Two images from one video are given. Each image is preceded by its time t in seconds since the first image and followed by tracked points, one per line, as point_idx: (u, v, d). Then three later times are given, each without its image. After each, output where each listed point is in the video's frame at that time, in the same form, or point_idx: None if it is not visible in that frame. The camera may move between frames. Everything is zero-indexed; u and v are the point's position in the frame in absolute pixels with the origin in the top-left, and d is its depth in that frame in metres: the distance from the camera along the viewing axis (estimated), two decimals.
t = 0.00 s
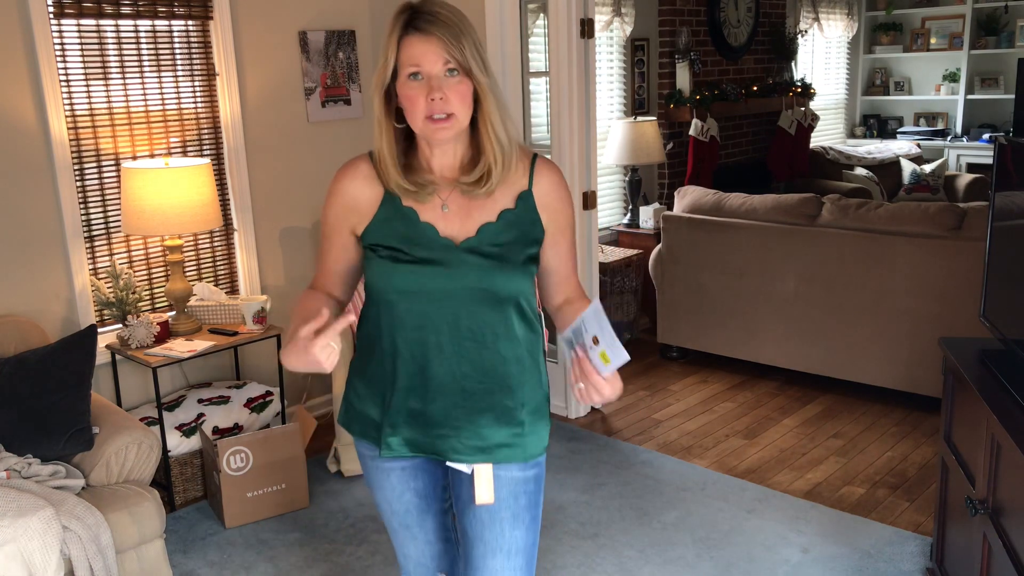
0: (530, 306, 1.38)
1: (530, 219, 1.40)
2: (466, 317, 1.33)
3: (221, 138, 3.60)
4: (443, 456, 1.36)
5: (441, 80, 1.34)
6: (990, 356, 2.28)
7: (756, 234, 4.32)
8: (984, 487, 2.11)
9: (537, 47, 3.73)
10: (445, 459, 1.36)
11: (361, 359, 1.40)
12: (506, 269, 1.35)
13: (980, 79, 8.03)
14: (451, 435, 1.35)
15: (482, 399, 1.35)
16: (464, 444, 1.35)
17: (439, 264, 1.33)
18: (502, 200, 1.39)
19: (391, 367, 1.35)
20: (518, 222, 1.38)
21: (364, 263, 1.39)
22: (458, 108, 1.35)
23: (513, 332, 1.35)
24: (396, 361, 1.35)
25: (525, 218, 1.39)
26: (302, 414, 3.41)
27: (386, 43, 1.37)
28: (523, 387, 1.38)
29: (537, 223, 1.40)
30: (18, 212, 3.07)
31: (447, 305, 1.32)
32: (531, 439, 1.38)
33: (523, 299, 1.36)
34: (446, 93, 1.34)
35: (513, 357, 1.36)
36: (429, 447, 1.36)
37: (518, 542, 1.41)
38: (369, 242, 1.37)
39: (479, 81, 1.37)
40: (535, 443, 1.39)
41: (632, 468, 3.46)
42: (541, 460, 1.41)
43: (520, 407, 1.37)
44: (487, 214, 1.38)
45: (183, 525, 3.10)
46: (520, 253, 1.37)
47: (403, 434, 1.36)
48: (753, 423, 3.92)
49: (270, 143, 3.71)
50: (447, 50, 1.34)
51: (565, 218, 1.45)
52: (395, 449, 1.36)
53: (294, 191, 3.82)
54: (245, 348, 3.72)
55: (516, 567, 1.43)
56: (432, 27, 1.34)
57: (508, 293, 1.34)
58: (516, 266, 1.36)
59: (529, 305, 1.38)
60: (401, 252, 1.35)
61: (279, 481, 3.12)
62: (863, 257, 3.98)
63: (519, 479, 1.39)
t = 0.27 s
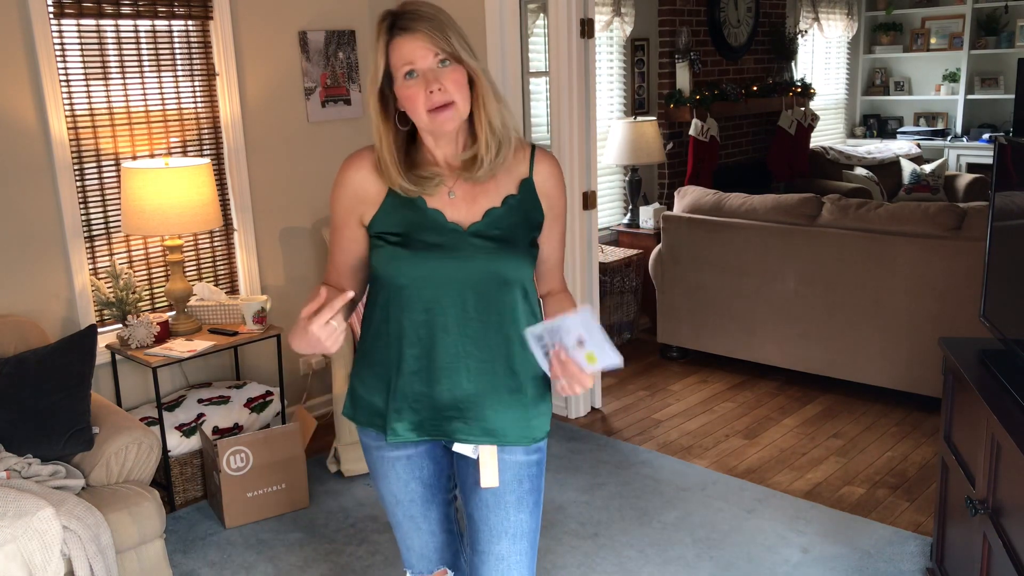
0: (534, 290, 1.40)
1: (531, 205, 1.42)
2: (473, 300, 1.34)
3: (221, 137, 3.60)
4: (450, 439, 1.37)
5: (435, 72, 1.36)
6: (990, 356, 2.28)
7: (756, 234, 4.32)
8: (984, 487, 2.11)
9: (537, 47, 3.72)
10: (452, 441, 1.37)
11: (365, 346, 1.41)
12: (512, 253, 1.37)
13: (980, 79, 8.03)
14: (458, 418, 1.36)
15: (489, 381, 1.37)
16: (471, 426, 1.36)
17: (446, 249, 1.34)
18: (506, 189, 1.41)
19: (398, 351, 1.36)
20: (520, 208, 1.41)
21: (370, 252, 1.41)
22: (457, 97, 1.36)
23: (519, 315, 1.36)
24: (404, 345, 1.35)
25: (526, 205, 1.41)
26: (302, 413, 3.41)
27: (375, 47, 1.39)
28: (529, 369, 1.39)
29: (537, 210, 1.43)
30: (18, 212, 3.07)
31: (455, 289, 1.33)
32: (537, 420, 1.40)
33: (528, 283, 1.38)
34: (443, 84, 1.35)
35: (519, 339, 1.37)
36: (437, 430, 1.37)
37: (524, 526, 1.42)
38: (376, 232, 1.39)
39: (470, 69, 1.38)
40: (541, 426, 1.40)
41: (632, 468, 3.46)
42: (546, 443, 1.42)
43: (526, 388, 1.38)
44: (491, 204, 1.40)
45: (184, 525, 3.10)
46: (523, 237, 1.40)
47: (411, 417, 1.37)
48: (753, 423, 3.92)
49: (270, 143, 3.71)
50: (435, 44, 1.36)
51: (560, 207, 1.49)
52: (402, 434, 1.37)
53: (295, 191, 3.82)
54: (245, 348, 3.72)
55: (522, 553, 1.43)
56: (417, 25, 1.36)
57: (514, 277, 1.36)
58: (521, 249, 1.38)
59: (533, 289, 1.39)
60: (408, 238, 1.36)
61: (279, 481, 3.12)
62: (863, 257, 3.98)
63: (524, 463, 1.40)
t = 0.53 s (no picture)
0: (536, 289, 1.41)
1: (534, 205, 1.42)
2: (477, 300, 1.34)
3: (221, 137, 3.60)
4: (455, 439, 1.37)
5: (441, 72, 1.36)
6: (990, 356, 2.28)
7: (756, 234, 4.32)
8: (984, 488, 2.11)
9: (537, 47, 3.72)
10: (456, 440, 1.37)
11: (368, 347, 1.41)
12: (514, 252, 1.37)
13: (980, 79, 8.03)
14: (463, 418, 1.37)
15: (494, 380, 1.37)
16: (476, 425, 1.37)
17: (450, 249, 1.34)
18: (507, 188, 1.41)
19: (402, 352, 1.36)
20: (522, 208, 1.41)
21: (374, 250, 1.41)
22: (462, 97, 1.36)
23: (522, 314, 1.37)
24: (408, 345, 1.35)
25: (528, 205, 1.41)
26: (302, 413, 3.41)
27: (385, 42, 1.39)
28: (533, 368, 1.39)
29: (539, 210, 1.43)
30: (18, 212, 3.07)
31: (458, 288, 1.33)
32: (541, 419, 1.40)
33: (530, 282, 1.38)
34: (448, 84, 1.35)
35: (523, 339, 1.37)
36: (441, 429, 1.37)
37: (528, 529, 1.42)
38: (379, 229, 1.39)
39: (478, 70, 1.38)
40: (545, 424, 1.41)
41: (633, 468, 3.45)
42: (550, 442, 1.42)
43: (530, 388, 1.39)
44: (495, 201, 1.40)
45: (184, 525, 3.10)
46: (525, 237, 1.40)
47: (415, 416, 1.37)
48: (753, 423, 3.92)
49: (270, 143, 3.71)
50: (445, 43, 1.36)
51: (565, 206, 1.48)
52: (407, 434, 1.37)
53: (295, 191, 3.82)
54: (245, 348, 3.72)
55: (525, 555, 1.43)
56: (427, 23, 1.36)
57: (517, 277, 1.36)
58: (523, 249, 1.39)
59: (535, 289, 1.40)
60: (413, 238, 1.36)
61: (279, 481, 3.12)
62: (863, 257, 3.98)
63: (529, 466, 1.40)
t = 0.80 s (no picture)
0: (536, 290, 1.40)
1: (536, 206, 1.42)
2: (477, 300, 1.34)
3: (221, 138, 3.60)
4: (452, 440, 1.37)
5: (443, 74, 1.36)
6: (990, 356, 2.28)
7: (756, 234, 4.32)
8: (985, 488, 2.11)
9: (537, 47, 3.72)
10: (454, 441, 1.37)
11: (368, 346, 1.41)
12: (515, 253, 1.37)
13: (980, 79, 8.04)
14: (461, 418, 1.36)
15: (492, 381, 1.37)
16: (474, 426, 1.36)
17: (450, 249, 1.35)
18: (508, 188, 1.41)
19: (401, 351, 1.36)
20: (524, 208, 1.41)
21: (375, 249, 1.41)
22: (463, 99, 1.37)
23: (521, 315, 1.37)
24: (407, 344, 1.35)
25: (530, 205, 1.41)
26: (303, 413, 3.41)
27: (389, 43, 1.39)
28: (531, 369, 1.39)
29: (542, 211, 1.43)
30: (18, 212, 3.07)
31: (458, 288, 1.33)
32: (539, 421, 1.40)
33: (530, 284, 1.38)
34: (449, 86, 1.35)
35: (522, 339, 1.37)
36: (439, 430, 1.37)
37: (529, 532, 1.42)
38: (380, 229, 1.39)
39: (480, 71, 1.38)
40: (543, 426, 1.40)
41: (633, 468, 3.45)
42: (548, 444, 1.42)
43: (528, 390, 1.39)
44: (496, 202, 1.40)
45: (183, 525, 3.10)
46: (526, 237, 1.40)
47: (414, 416, 1.36)
48: (753, 423, 3.92)
49: (270, 143, 3.71)
50: (446, 45, 1.35)
51: (567, 208, 1.48)
52: (405, 433, 1.36)
53: (295, 191, 3.82)
54: (245, 348, 3.72)
55: (526, 557, 1.43)
56: (429, 24, 1.36)
57: (517, 277, 1.36)
58: (523, 250, 1.39)
59: (535, 290, 1.40)
60: (414, 237, 1.36)
61: (279, 481, 3.12)
62: (863, 257, 3.98)
63: (528, 469, 1.39)
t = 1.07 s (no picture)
0: (535, 291, 1.40)
1: (536, 207, 1.42)
2: (474, 301, 1.34)
3: (221, 137, 3.60)
4: (448, 440, 1.37)
5: (441, 74, 1.36)
6: (990, 356, 2.28)
7: (756, 234, 4.32)
8: (984, 488, 2.11)
9: (537, 47, 3.72)
10: (450, 441, 1.37)
11: (367, 344, 1.41)
12: (513, 254, 1.37)
13: (980, 79, 8.04)
14: (456, 419, 1.36)
15: (488, 382, 1.36)
16: (469, 426, 1.36)
17: (448, 249, 1.35)
18: (509, 190, 1.41)
19: (398, 350, 1.36)
20: (524, 209, 1.41)
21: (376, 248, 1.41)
22: (461, 98, 1.37)
23: (519, 316, 1.36)
24: (404, 343, 1.35)
25: (531, 207, 1.41)
26: (303, 413, 3.41)
27: (390, 43, 1.40)
28: (528, 371, 1.38)
29: (541, 214, 1.43)
30: (18, 213, 3.07)
31: (455, 288, 1.33)
32: (536, 423, 1.39)
33: (528, 284, 1.38)
34: (447, 85, 1.35)
35: (519, 341, 1.37)
36: (435, 430, 1.36)
37: (525, 533, 1.42)
38: (381, 228, 1.40)
39: (479, 71, 1.38)
40: (540, 428, 1.40)
41: (633, 468, 3.45)
42: (545, 446, 1.41)
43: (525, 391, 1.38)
44: (496, 202, 1.40)
45: (183, 525, 3.10)
46: (525, 239, 1.40)
47: (410, 415, 1.36)
48: (753, 423, 3.92)
49: (270, 143, 3.71)
50: (444, 45, 1.35)
51: (570, 211, 1.48)
52: (401, 432, 1.36)
53: (295, 191, 3.82)
54: (245, 348, 3.72)
55: (523, 558, 1.43)
56: (427, 24, 1.36)
57: (515, 279, 1.36)
58: (522, 252, 1.38)
59: (534, 291, 1.40)
60: (413, 236, 1.37)
61: (279, 481, 3.12)
62: (863, 257, 3.98)
63: (524, 470, 1.39)
